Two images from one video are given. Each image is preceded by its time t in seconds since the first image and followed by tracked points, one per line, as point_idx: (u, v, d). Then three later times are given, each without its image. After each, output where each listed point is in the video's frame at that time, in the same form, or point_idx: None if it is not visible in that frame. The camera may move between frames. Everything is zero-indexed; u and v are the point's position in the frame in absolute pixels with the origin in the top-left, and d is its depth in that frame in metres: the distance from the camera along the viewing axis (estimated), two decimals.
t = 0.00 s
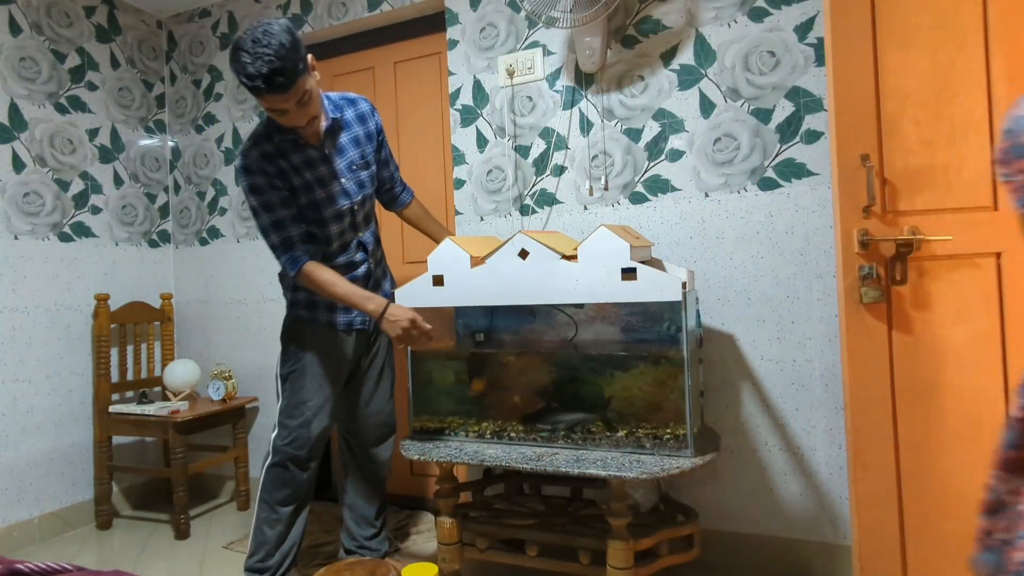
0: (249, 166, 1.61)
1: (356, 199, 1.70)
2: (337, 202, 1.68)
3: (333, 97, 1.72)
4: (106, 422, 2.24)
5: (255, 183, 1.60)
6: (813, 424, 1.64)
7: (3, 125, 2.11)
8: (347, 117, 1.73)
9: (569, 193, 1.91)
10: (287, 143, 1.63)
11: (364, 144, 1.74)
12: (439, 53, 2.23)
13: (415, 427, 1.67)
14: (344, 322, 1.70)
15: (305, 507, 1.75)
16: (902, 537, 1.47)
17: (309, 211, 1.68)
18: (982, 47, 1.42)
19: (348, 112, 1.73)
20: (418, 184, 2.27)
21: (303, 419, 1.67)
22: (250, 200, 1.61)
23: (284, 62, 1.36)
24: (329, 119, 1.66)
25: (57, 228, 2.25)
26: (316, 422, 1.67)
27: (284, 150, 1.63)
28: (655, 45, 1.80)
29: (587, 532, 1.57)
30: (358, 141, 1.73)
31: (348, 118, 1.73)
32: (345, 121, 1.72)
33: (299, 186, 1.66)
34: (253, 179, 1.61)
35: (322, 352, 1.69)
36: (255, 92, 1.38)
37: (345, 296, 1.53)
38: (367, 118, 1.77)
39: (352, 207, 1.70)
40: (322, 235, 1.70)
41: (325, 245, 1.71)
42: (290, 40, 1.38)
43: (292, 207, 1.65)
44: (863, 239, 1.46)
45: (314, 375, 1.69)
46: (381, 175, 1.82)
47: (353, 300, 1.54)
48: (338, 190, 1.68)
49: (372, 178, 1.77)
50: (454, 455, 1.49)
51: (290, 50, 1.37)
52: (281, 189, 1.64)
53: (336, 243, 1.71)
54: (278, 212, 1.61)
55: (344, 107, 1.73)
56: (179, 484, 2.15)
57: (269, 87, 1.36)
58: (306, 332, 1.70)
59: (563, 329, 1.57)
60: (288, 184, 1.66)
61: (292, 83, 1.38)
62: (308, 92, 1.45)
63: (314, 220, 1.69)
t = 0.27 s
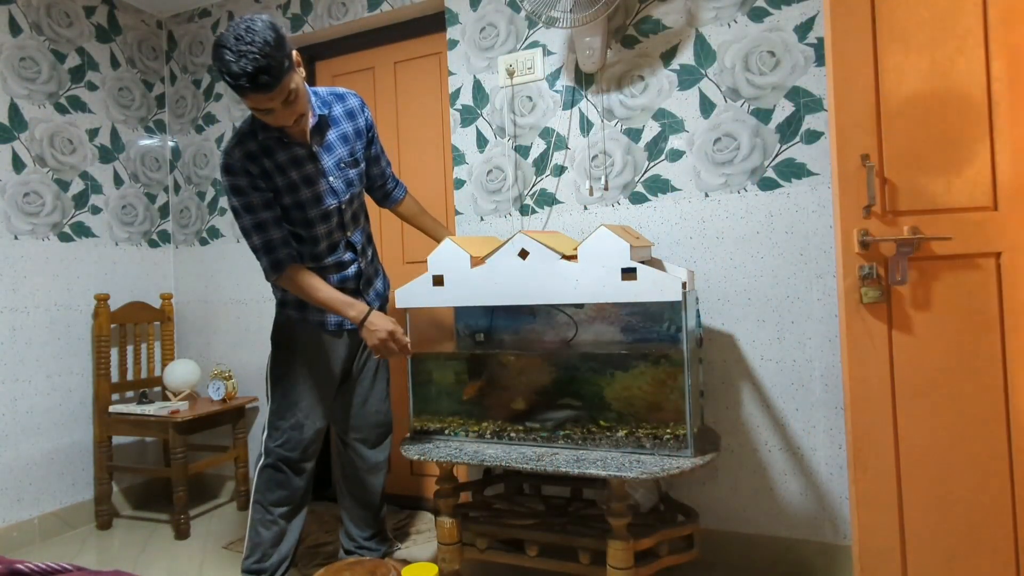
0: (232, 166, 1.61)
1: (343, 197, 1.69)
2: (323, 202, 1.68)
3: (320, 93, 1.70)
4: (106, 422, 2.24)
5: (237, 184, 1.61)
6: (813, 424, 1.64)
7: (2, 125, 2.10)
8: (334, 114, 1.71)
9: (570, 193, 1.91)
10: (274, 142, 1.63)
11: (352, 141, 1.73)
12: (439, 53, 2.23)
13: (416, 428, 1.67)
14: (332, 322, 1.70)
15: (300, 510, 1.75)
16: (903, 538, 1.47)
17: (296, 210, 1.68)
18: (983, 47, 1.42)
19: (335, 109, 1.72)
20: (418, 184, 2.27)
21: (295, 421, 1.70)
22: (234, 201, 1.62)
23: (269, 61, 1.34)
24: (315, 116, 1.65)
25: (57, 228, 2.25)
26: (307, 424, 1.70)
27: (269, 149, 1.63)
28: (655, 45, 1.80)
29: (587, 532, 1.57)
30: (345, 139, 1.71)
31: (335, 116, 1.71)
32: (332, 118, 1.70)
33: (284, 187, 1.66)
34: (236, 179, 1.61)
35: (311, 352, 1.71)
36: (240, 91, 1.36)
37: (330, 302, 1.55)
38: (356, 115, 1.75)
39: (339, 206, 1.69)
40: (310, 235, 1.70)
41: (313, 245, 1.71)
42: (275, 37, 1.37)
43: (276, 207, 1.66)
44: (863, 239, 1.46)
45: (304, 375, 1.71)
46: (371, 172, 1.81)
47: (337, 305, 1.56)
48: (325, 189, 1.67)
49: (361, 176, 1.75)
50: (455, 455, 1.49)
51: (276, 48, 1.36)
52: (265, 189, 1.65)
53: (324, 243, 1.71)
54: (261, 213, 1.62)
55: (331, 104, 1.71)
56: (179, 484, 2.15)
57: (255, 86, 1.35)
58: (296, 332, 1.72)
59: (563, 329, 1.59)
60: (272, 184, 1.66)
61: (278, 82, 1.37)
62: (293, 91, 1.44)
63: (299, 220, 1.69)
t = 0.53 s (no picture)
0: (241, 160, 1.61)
1: (349, 195, 1.70)
2: (330, 199, 1.68)
3: (325, 93, 1.72)
4: (106, 422, 2.24)
5: (246, 178, 1.60)
6: (813, 424, 1.64)
7: (3, 125, 2.10)
8: (340, 114, 1.73)
9: (569, 193, 1.91)
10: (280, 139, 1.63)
11: (358, 140, 1.74)
12: (439, 53, 2.23)
13: (416, 427, 1.67)
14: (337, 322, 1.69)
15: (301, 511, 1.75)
16: (902, 537, 1.47)
17: (301, 208, 1.68)
18: (983, 48, 1.42)
19: (340, 109, 1.74)
20: (418, 184, 2.27)
21: (298, 421, 1.68)
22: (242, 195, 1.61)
23: (282, 47, 1.34)
24: (320, 115, 1.66)
25: (57, 228, 2.25)
26: (311, 424, 1.68)
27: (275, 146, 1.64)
28: (655, 45, 1.80)
29: (587, 532, 1.57)
30: (351, 138, 1.73)
31: (341, 115, 1.73)
32: (337, 117, 1.72)
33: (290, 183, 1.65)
34: (243, 175, 1.60)
35: (315, 354, 1.69)
36: (255, 80, 1.34)
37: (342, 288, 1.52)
38: (361, 115, 1.77)
39: (345, 203, 1.70)
40: (315, 232, 1.70)
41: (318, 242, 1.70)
42: (286, 27, 1.37)
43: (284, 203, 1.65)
44: (863, 239, 1.46)
45: (309, 377, 1.69)
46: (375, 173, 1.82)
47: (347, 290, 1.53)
48: (331, 187, 1.68)
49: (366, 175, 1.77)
50: (455, 455, 1.49)
51: (289, 38, 1.36)
52: (272, 184, 1.64)
53: (329, 241, 1.71)
54: (269, 207, 1.60)
55: (336, 104, 1.74)
56: (178, 485, 2.15)
57: (273, 75, 1.34)
58: (300, 332, 1.70)
59: (563, 329, 1.58)
60: (279, 179, 1.66)
61: (294, 71, 1.38)
62: (304, 80, 1.44)
63: (306, 216, 1.69)
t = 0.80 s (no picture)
0: (265, 153, 1.61)
1: (364, 194, 1.74)
2: (348, 197, 1.71)
3: (344, 96, 1.76)
4: (106, 422, 2.24)
5: (272, 169, 1.60)
6: (813, 424, 1.64)
7: (3, 125, 2.10)
8: (358, 116, 1.76)
9: (569, 193, 1.91)
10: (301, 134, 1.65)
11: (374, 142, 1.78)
12: (439, 53, 2.23)
13: (416, 427, 1.67)
14: (350, 318, 1.71)
15: (306, 509, 1.75)
16: (902, 537, 1.47)
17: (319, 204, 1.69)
18: (983, 48, 1.42)
19: (358, 111, 1.77)
20: (418, 184, 2.27)
21: (308, 417, 1.67)
22: (266, 186, 1.61)
23: (315, 32, 1.43)
24: (341, 114, 1.70)
25: (57, 228, 2.25)
26: (316, 422, 1.67)
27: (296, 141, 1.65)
28: (655, 45, 1.80)
29: (587, 532, 1.57)
30: (369, 139, 1.76)
31: (359, 117, 1.76)
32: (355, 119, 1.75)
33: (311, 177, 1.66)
34: (267, 166, 1.60)
35: (327, 348, 1.69)
36: (288, 63, 1.42)
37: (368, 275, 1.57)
38: (377, 120, 1.80)
39: (360, 202, 1.74)
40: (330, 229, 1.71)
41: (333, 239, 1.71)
42: (317, 18, 1.45)
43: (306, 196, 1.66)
44: (863, 239, 1.46)
45: (319, 371, 1.68)
46: (388, 176, 1.85)
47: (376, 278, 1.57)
48: (349, 185, 1.71)
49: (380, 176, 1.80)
50: (455, 455, 1.49)
51: (318, 27, 1.44)
52: (295, 177, 1.65)
53: (344, 238, 1.74)
54: (294, 199, 1.61)
55: (354, 108, 1.76)
56: (179, 484, 2.15)
57: (303, 60, 1.42)
58: (311, 328, 1.69)
59: (563, 329, 1.57)
60: (300, 173, 1.66)
61: (322, 57, 1.45)
62: (332, 70, 1.52)
63: (324, 211, 1.71)
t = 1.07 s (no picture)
0: (278, 148, 1.63)
1: (371, 196, 1.77)
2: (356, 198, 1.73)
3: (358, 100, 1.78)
4: (106, 422, 2.24)
5: (284, 164, 1.62)
6: (813, 424, 1.64)
7: (3, 125, 2.10)
8: (370, 119, 1.78)
9: (569, 193, 1.91)
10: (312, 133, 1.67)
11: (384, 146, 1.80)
12: (439, 53, 2.23)
13: (416, 427, 1.67)
14: (357, 316, 1.73)
15: (313, 509, 1.74)
16: (902, 537, 1.47)
17: (328, 202, 1.70)
18: (983, 48, 1.42)
19: (370, 115, 1.79)
20: (418, 184, 2.27)
21: (309, 416, 1.67)
22: (278, 181, 1.62)
23: (334, 30, 1.45)
24: (354, 117, 1.73)
25: (57, 228, 2.25)
26: (316, 421, 1.67)
27: (308, 141, 1.67)
28: (655, 45, 1.80)
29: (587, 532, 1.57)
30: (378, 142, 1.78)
31: (371, 121, 1.78)
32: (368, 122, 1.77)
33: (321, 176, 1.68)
34: (279, 161, 1.62)
35: (335, 344, 1.69)
36: (306, 58, 1.44)
37: (372, 272, 1.58)
38: (388, 126, 1.82)
39: (367, 203, 1.76)
40: (338, 227, 1.71)
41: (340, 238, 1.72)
42: (337, 16, 1.48)
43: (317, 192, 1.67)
44: (863, 239, 1.46)
45: (327, 367, 1.68)
46: (397, 182, 1.86)
47: (380, 275, 1.59)
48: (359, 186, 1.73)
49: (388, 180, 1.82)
50: (455, 455, 1.49)
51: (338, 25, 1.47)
52: (307, 173, 1.66)
53: (352, 236, 1.74)
54: (305, 194, 1.62)
55: (366, 112, 1.78)
56: (179, 484, 2.15)
57: (322, 55, 1.44)
58: (318, 325, 1.69)
59: (562, 330, 1.55)
60: (313, 170, 1.67)
61: (341, 53, 1.47)
62: (349, 69, 1.53)
63: (334, 209, 1.70)
